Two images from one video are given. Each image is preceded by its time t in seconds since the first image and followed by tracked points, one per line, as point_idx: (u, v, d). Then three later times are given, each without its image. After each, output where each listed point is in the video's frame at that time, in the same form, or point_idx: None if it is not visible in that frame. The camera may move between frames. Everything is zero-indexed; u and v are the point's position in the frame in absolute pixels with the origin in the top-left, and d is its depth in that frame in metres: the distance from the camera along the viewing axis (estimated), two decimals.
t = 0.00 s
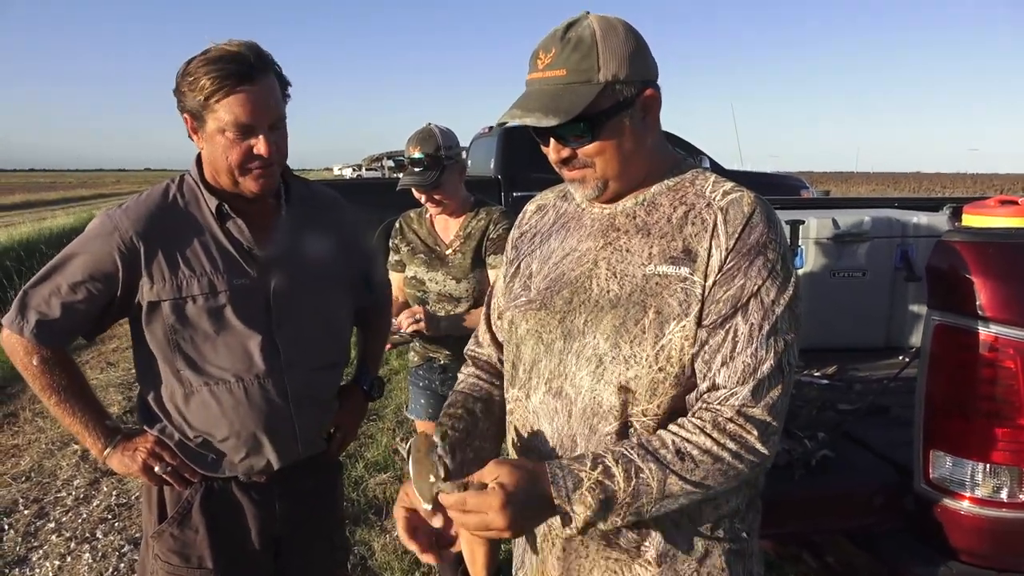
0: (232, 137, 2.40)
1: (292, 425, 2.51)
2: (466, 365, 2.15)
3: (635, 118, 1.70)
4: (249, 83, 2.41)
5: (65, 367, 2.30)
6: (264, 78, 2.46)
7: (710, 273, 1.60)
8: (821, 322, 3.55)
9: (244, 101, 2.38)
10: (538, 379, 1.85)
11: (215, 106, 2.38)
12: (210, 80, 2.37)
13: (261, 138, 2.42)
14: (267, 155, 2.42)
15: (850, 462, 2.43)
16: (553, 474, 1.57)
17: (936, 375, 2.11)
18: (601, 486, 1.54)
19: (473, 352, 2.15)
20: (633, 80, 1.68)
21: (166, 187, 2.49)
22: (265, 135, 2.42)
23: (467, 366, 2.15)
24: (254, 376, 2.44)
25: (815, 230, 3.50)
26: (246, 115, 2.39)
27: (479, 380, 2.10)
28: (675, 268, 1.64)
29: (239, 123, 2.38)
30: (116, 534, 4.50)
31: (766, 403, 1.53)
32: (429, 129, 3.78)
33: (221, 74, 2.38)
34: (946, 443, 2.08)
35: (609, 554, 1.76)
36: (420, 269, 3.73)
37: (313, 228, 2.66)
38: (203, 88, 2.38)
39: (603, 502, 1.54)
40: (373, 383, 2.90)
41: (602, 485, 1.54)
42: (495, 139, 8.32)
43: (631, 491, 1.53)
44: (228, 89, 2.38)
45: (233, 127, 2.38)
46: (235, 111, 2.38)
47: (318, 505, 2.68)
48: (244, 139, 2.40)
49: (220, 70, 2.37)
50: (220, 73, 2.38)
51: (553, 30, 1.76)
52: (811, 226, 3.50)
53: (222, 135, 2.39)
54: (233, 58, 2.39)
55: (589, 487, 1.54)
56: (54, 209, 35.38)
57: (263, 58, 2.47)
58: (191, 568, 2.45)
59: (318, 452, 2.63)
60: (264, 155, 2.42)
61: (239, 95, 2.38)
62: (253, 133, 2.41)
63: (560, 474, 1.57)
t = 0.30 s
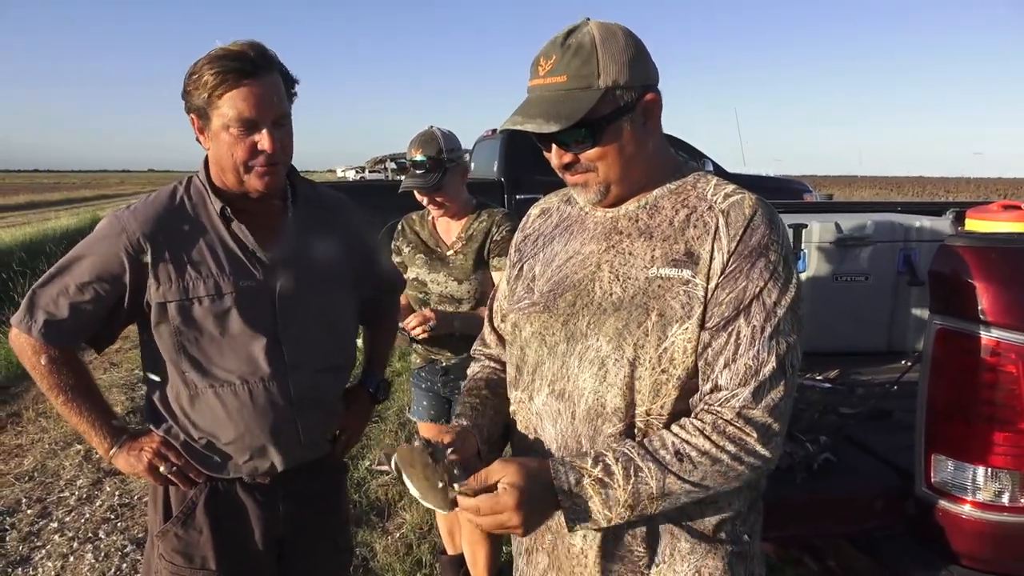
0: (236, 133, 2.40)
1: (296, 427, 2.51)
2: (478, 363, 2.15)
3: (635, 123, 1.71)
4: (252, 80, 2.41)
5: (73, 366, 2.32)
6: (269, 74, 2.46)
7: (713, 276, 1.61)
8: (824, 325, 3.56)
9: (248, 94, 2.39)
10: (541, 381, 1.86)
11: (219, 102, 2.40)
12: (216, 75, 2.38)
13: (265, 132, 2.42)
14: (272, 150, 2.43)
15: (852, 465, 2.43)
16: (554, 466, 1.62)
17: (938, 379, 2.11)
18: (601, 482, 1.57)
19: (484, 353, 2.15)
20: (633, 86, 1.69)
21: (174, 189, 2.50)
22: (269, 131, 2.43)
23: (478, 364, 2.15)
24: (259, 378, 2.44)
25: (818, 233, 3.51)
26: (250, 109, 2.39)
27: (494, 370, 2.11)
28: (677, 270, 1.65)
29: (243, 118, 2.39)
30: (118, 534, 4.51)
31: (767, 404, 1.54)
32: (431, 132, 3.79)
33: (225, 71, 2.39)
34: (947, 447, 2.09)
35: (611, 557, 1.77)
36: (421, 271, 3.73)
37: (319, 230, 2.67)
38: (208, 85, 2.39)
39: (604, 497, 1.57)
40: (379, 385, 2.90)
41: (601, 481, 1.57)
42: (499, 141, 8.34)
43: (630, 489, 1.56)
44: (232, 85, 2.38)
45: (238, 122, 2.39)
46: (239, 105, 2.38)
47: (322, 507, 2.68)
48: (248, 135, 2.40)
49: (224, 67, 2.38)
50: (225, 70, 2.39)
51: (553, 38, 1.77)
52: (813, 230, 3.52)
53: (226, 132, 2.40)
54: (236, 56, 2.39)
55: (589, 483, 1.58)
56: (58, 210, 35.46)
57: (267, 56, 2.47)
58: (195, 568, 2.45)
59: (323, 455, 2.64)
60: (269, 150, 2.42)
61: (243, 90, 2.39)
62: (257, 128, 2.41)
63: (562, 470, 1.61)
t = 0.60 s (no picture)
0: (247, 133, 2.42)
1: (303, 427, 2.53)
2: (479, 364, 2.17)
3: (640, 128, 1.73)
4: (265, 82, 2.43)
5: (81, 365, 2.34)
6: (281, 77, 2.49)
7: (720, 279, 1.62)
8: (826, 331, 3.56)
9: (261, 96, 2.41)
10: (547, 383, 1.88)
11: (231, 102, 2.42)
12: (230, 76, 2.41)
13: (276, 133, 2.44)
14: (282, 152, 2.44)
15: (854, 471, 2.44)
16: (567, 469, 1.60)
17: (940, 385, 2.12)
18: (613, 483, 1.57)
19: (484, 354, 2.17)
20: (638, 92, 1.71)
21: (182, 191, 2.53)
22: (281, 132, 2.44)
23: (478, 364, 2.17)
24: (265, 380, 2.46)
25: (820, 238, 3.53)
26: (262, 111, 2.41)
27: (493, 373, 2.13)
28: (684, 274, 1.66)
29: (255, 118, 2.41)
30: (121, 532, 4.53)
31: (777, 406, 1.55)
32: (437, 134, 3.80)
33: (239, 72, 2.41)
34: (948, 452, 2.10)
35: (614, 559, 1.78)
36: (425, 272, 3.74)
37: (326, 232, 2.69)
38: (221, 85, 2.42)
39: (615, 499, 1.57)
40: (385, 387, 2.92)
41: (613, 483, 1.57)
42: (503, 144, 8.37)
43: (643, 489, 1.56)
44: (245, 86, 2.41)
45: (250, 122, 2.41)
46: (252, 105, 2.41)
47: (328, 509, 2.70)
48: (259, 136, 2.42)
49: (238, 68, 2.41)
50: (240, 71, 2.41)
51: (558, 44, 1.79)
52: (816, 234, 3.54)
53: (238, 132, 2.42)
54: (250, 57, 2.42)
55: (603, 486, 1.57)
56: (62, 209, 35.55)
57: (281, 60, 2.51)
58: (200, 568, 2.47)
59: (328, 456, 2.65)
60: (279, 151, 2.44)
61: (256, 91, 2.42)
62: (268, 129, 2.43)
63: (575, 471, 1.59)
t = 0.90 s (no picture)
0: (260, 136, 2.43)
1: (306, 429, 2.54)
2: (482, 370, 2.17)
3: (648, 136, 1.74)
4: (280, 85, 2.44)
5: (86, 366, 2.35)
6: (296, 81, 2.50)
7: (713, 285, 1.63)
8: (830, 338, 3.57)
9: (275, 99, 2.42)
10: (550, 390, 1.87)
11: (244, 103, 2.42)
12: (245, 78, 2.42)
13: (289, 137, 2.45)
14: (294, 156, 2.45)
15: (857, 478, 2.44)
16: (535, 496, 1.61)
17: (943, 392, 2.12)
18: (582, 505, 1.58)
19: (488, 359, 2.17)
20: (645, 100, 1.72)
21: (188, 193, 2.54)
22: (293, 137, 2.46)
23: (483, 372, 2.16)
24: (269, 382, 2.47)
25: (823, 244, 3.55)
26: (276, 114, 2.42)
27: (496, 380, 2.12)
28: (681, 280, 1.67)
29: (268, 121, 2.42)
30: (123, 533, 4.54)
31: (749, 407, 1.54)
32: (444, 137, 3.82)
33: (255, 75, 2.42)
34: (950, 459, 2.10)
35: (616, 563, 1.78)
36: (429, 275, 3.76)
37: (332, 235, 2.70)
38: (236, 87, 2.42)
39: (587, 522, 1.57)
40: (389, 390, 2.92)
41: (583, 505, 1.57)
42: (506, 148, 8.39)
43: (612, 509, 1.56)
44: (259, 89, 2.42)
45: (263, 125, 2.42)
46: (265, 108, 2.41)
47: (331, 511, 2.71)
48: (271, 139, 2.43)
49: (255, 70, 2.42)
50: (256, 74, 2.42)
51: (565, 51, 1.79)
52: (819, 240, 3.56)
53: (250, 134, 2.43)
54: (266, 60, 2.44)
55: (570, 506, 1.58)
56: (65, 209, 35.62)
57: (296, 64, 2.52)
58: (204, 569, 2.47)
59: (331, 459, 2.66)
60: (291, 155, 2.45)
61: (270, 94, 2.42)
62: (281, 133, 2.44)
63: (543, 497, 1.61)
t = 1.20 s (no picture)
0: (266, 139, 2.43)
1: (307, 431, 2.53)
2: (475, 374, 2.16)
3: (638, 144, 1.72)
4: (291, 90, 2.44)
5: (88, 368, 2.35)
6: (307, 87, 2.50)
7: (700, 300, 1.63)
8: (831, 340, 3.56)
9: (284, 104, 2.42)
10: (541, 403, 1.88)
11: (253, 106, 2.42)
12: (256, 81, 2.41)
13: (295, 143, 2.45)
14: (300, 162, 2.45)
15: (859, 480, 2.43)
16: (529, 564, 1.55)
17: (945, 394, 2.12)
18: (579, 566, 1.52)
19: (483, 362, 2.16)
20: (634, 107, 1.69)
21: (189, 195, 2.54)
22: (299, 143, 2.46)
23: (476, 375, 2.16)
24: (270, 385, 2.47)
25: (825, 245, 3.55)
26: (284, 119, 2.42)
27: (490, 383, 2.12)
28: (669, 293, 1.67)
29: (275, 126, 2.42)
30: (124, 535, 4.53)
31: (734, 427, 1.53)
32: (447, 139, 3.81)
33: (266, 79, 2.42)
34: (953, 461, 2.10)
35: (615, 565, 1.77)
36: (431, 276, 3.76)
37: (333, 237, 2.70)
38: (246, 88, 2.42)
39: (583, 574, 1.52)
40: (391, 392, 2.91)
41: (580, 565, 1.52)
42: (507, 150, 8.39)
43: (609, 562, 1.51)
44: (269, 93, 2.41)
45: (270, 129, 2.42)
46: (274, 113, 2.41)
47: (331, 513, 2.70)
48: (277, 144, 2.43)
49: (266, 74, 2.42)
50: (267, 77, 2.42)
51: (550, 57, 1.76)
52: (821, 241, 3.56)
53: (257, 137, 2.43)
54: (279, 64, 2.43)
55: (568, 567, 1.52)
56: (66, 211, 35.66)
57: (308, 70, 2.52)
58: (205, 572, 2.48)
59: (332, 461, 2.66)
60: (296, 161, 2.45)
61: (279, 99, 2.42)
62: (288, 138, 2.44)
63: (538, 566, 1.54)
